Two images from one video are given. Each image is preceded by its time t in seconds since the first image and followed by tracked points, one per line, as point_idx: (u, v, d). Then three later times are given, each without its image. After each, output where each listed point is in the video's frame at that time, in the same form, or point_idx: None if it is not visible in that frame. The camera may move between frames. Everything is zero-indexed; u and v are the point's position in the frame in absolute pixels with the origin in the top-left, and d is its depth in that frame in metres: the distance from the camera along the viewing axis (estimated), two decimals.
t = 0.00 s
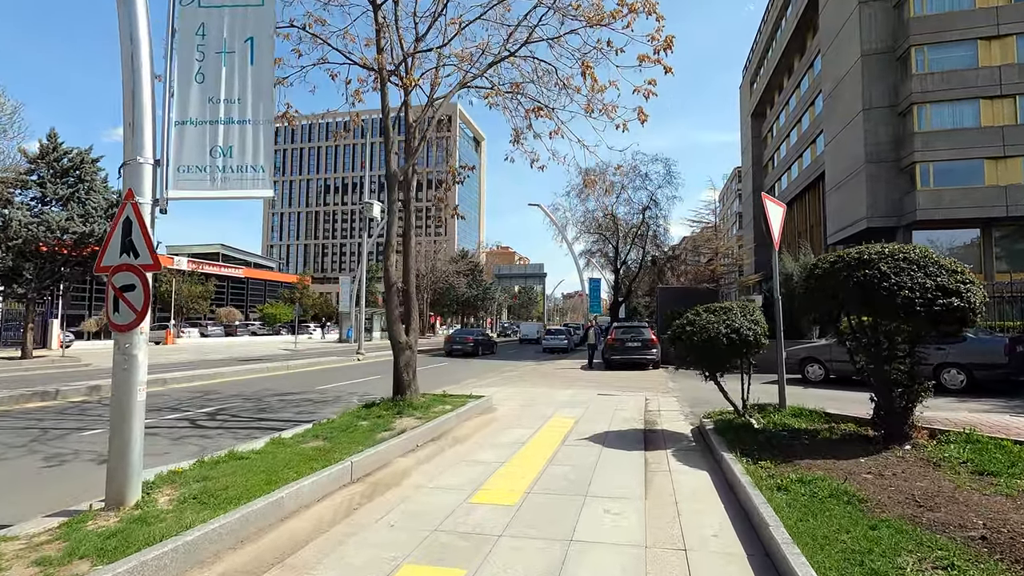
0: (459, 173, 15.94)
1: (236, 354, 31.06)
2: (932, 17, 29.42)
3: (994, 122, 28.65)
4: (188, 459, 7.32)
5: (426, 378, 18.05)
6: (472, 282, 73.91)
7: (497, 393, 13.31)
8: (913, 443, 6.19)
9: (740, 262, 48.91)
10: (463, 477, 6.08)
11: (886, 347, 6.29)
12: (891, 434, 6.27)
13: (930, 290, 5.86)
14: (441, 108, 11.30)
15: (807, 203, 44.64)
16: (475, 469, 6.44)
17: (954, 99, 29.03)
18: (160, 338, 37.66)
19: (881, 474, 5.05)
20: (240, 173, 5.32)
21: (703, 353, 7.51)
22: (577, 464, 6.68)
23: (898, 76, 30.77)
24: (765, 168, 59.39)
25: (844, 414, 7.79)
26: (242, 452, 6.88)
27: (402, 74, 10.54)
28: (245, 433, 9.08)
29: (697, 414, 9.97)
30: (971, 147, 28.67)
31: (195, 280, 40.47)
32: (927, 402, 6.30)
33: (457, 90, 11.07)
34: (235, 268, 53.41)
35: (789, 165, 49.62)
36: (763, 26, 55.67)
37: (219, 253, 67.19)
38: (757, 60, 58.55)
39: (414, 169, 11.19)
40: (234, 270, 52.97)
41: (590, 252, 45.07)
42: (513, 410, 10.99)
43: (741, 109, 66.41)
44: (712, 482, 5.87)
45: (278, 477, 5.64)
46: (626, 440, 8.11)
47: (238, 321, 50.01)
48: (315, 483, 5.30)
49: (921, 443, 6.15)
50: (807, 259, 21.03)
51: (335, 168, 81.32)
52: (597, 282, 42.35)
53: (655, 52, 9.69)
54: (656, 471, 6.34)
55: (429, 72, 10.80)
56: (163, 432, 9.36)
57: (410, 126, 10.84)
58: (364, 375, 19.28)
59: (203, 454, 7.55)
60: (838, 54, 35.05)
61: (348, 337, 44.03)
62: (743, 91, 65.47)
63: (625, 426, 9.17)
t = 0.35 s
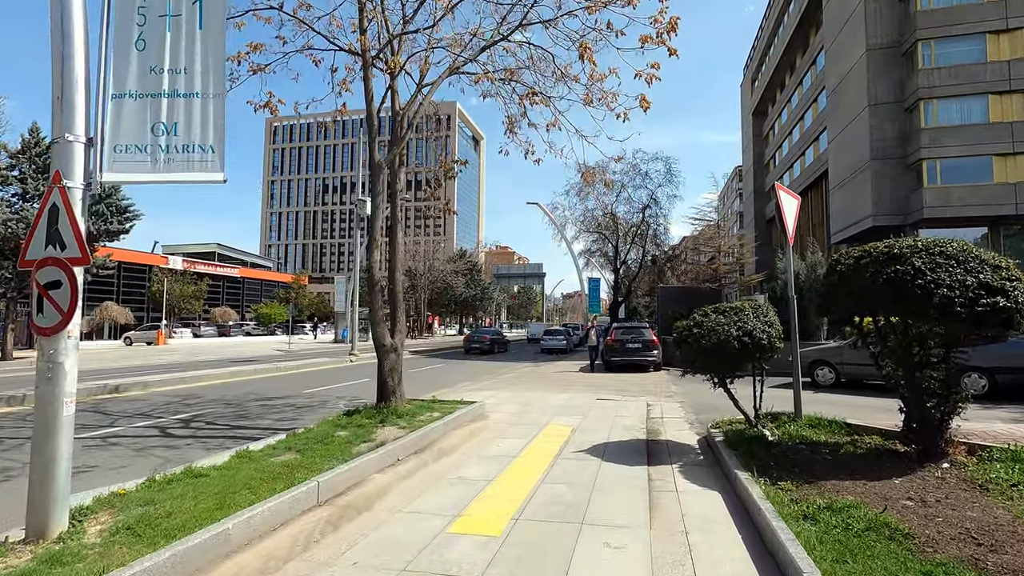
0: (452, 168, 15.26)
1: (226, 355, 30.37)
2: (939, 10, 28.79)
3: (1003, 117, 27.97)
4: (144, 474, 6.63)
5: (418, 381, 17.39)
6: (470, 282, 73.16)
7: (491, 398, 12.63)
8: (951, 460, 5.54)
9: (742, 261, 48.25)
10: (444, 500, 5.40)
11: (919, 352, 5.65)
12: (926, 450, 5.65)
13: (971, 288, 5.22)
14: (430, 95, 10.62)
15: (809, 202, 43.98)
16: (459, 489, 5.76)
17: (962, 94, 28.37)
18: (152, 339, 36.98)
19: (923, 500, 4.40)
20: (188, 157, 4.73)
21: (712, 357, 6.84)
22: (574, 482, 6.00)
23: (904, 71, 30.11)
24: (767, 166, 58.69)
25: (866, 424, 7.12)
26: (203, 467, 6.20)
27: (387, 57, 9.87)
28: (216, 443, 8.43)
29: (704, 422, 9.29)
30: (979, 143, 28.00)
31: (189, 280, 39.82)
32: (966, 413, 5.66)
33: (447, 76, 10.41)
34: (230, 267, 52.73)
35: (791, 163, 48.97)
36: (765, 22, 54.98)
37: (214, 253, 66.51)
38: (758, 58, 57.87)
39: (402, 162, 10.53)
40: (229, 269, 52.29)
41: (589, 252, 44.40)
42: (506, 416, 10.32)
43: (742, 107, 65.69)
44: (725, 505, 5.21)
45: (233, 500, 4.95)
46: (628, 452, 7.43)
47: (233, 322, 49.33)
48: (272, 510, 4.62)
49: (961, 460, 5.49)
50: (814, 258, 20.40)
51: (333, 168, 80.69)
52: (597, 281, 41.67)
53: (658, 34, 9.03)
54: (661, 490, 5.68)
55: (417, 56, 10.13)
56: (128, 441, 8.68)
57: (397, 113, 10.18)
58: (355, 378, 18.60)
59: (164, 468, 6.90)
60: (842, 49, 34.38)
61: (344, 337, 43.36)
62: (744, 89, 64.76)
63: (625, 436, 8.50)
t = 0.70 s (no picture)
0: (444, 161, 14.58)
1: (217, 355, 29.74)
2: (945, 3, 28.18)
3: (1011, 113, 27.35)
4: (88, 491, 5.98)
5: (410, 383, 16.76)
6: (467, 281, 72.56)
7: (482, 402, 12.01)
8: (993, 478, 4.90)
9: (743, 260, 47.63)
10: (417, 524, 4.77)
11: (956, 355, 5.02)
12: (964, 466, 5.02)
13: (1016, 284, 4.60)
14: (415, 79, 9.96)
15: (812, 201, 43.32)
16: (435, 510, 5.12)
17: (970, 89, 27.75)
18: (143, 339, 36.36)
19: (971, 529, 3.78)
20: (112, 133, 6.14)
21: (718, 360, 6.19)
22: (565, 501, 5.35)
23: (909, 65, 29.46)
24: (768, 165, 58.05)
25: (888, 434, 6.48)
26: (151, 484, 5.56)
27: (369, 36, 9.22)
28: (182, 453, 7.81)
29: (708, 430, 8.63)
30: (987, 139, 27.41)
31: (181, 280, 39.17)
32: (1007, 424, 5.03)
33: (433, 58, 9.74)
34: (225, 266, 52.09)
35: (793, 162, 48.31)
36: (766, 19, 54.30)
37: (210, 252, 65.89)
38: (759, 55, 57.19)
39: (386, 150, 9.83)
40: (224, 268, 51.69)
41: (588, 251, 43.77)
42: (496, 422, 9.69)
43: (743, 105, 65.01)
44: (736, 529, 4.57)
45: (171, 526, 4.30)
46: (626, 464, 6.77)
47: (227, 321, 48.71)
48: (212, 539, 3.97)
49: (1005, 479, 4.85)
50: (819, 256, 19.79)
51: (331, 167, 80.10)
52: (596, 281, 41.05)
53: (660, 12, 8.33)
54: (664, 510, 5.04)
55: (402, 35, 9.47)
56: (85, 450, 8.03)
57: (381, 98, 9.52)
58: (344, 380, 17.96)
59: (116, 482, 6.29)
60: (845, 44, 33.71)
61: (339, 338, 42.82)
62: (745, 86, 64.07)
63: (624, 444, 7.87)
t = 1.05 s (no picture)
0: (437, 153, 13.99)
1: (208, 356, 29.08)
2: None
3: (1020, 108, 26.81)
4: (29, 509, 5.36)
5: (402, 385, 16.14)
6: (466, 281, 71.97)
7: (476, 406, 11.40)
8: None
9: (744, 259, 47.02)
10: (390, 552, 4.15)
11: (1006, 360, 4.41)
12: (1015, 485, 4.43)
13: None
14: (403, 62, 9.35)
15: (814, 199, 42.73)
16: (414, 534, 4.50)
17: (978, 84, 27.19)
18: (134, 338, 35.72)
19: None
20: (23, 98, 6.33)
21: (732, 364, 5.56)
22: (561, 523, 4.72)
23: (916, 60, 28.85)
24: (769, 163, 57.44)
25: (918, 444, 5.86)
26: (95, 504, 4.91)
27: (354, 13, 8.61)
28: (145, 463, 7.17)
29: (716, 437, 8.03)
30: (995, 134, 26.85)
31: (173, 279, 38.47)
32: None
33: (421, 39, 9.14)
34: (221, 266, 51.51)
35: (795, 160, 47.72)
36: (767, 15, 53.66)
37: (206, 251, 65.27)
38: (761, 52, 56.59)
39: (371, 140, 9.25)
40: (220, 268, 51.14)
41: (588, 250, 43.14)
42: (489, 428, 9.06)
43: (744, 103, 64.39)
44: (758, 558, 3.95)
45: (100, 559, 3.66)
46: (628, 477, 6.15)
47: (222, 321, 48.10)
48: None
49: None
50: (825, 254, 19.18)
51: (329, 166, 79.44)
52: (596, 280, 40.44)
53: None
54: (674, 535, 4.42)
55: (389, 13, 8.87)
56: (42, 460, 7.39)
57: (366, 81, 8.91)
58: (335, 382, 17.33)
59: (63, 498, 5.65)
60: (849, 39, 33.12)
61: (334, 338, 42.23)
62: (746, 84, 63.45)
63: (626, 454, 7.26)
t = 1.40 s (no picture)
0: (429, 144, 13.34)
1: (200, 357, 28.43)
2: None
3: None
4: None
5: (393, 389, 15.51)
6: (464, 280, 71.27)
7: (469, 412, 10.73)
8: None
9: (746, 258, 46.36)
10: None
11: None
12: None
13: None
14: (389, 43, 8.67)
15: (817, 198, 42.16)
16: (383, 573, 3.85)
17: (987, 79, 26.58)
18: (125, 339, 35.06)
19: None
20: None
21: (752, 372, 4.89)
22: (557, 559, 4.06)
23: (923, 54, 28.19)
24: (771, 162, 56.76)
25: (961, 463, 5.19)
26: (18, 535, 4.26)
27: None
28: (99, 480, 6.52)
29: (727, 450, 7.36)
30: (1005, 130, 26.21)
31: (166, 278, 37.81)
32: None
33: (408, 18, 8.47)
34: (217, 266, 50.88)
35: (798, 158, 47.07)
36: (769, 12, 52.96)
37: (203, 250, 64.59)
38: (763, 49, 55.91)
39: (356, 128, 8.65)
40: (216, 267, 50.57)
41: (588, 250, 42.48)
42: (481, 438, 8.40)
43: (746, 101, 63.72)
44: None
45: None
46: (633, 498, 5.48)
47: (216, 321, 47.42)
48: None
49: None
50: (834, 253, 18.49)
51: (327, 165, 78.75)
52: (596, 279, 39.78)
53: None
54: None
55: None
56: None
57: (347, 63, 8.24)
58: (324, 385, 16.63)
59: None
60: (853, 34, 32.46)
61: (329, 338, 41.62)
62: (747, 82, 62.76)
63: (629, 469, 6.60)
